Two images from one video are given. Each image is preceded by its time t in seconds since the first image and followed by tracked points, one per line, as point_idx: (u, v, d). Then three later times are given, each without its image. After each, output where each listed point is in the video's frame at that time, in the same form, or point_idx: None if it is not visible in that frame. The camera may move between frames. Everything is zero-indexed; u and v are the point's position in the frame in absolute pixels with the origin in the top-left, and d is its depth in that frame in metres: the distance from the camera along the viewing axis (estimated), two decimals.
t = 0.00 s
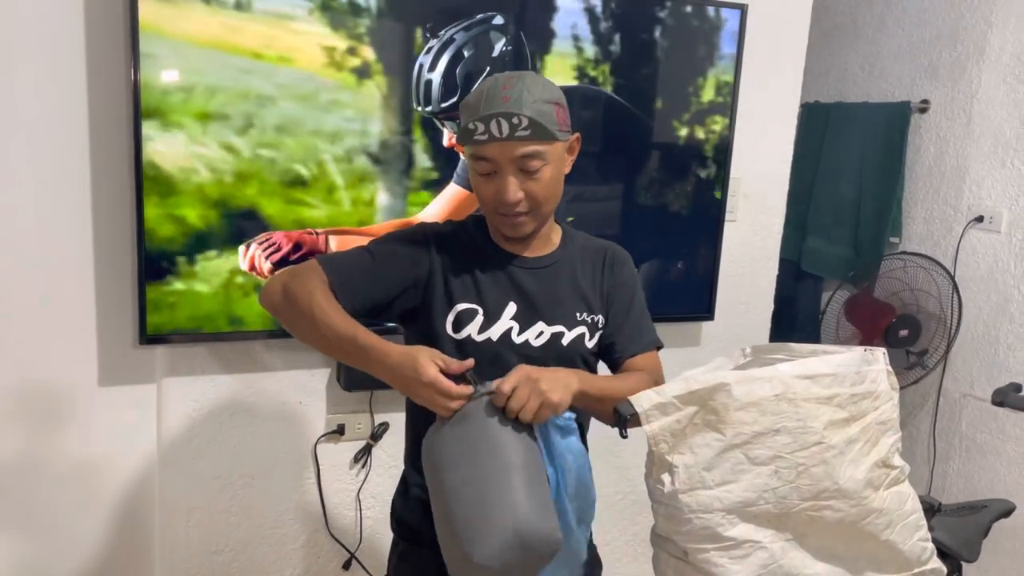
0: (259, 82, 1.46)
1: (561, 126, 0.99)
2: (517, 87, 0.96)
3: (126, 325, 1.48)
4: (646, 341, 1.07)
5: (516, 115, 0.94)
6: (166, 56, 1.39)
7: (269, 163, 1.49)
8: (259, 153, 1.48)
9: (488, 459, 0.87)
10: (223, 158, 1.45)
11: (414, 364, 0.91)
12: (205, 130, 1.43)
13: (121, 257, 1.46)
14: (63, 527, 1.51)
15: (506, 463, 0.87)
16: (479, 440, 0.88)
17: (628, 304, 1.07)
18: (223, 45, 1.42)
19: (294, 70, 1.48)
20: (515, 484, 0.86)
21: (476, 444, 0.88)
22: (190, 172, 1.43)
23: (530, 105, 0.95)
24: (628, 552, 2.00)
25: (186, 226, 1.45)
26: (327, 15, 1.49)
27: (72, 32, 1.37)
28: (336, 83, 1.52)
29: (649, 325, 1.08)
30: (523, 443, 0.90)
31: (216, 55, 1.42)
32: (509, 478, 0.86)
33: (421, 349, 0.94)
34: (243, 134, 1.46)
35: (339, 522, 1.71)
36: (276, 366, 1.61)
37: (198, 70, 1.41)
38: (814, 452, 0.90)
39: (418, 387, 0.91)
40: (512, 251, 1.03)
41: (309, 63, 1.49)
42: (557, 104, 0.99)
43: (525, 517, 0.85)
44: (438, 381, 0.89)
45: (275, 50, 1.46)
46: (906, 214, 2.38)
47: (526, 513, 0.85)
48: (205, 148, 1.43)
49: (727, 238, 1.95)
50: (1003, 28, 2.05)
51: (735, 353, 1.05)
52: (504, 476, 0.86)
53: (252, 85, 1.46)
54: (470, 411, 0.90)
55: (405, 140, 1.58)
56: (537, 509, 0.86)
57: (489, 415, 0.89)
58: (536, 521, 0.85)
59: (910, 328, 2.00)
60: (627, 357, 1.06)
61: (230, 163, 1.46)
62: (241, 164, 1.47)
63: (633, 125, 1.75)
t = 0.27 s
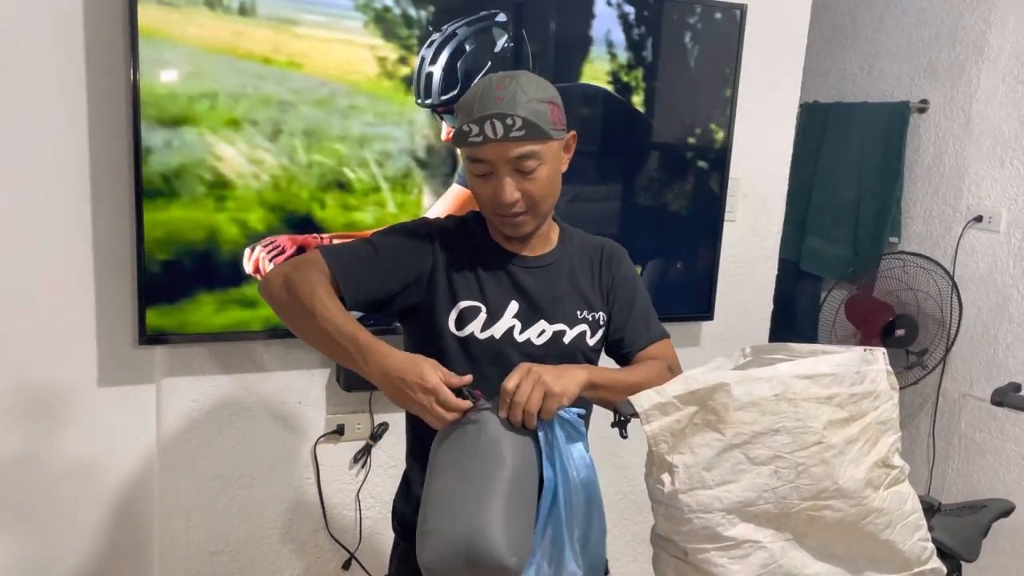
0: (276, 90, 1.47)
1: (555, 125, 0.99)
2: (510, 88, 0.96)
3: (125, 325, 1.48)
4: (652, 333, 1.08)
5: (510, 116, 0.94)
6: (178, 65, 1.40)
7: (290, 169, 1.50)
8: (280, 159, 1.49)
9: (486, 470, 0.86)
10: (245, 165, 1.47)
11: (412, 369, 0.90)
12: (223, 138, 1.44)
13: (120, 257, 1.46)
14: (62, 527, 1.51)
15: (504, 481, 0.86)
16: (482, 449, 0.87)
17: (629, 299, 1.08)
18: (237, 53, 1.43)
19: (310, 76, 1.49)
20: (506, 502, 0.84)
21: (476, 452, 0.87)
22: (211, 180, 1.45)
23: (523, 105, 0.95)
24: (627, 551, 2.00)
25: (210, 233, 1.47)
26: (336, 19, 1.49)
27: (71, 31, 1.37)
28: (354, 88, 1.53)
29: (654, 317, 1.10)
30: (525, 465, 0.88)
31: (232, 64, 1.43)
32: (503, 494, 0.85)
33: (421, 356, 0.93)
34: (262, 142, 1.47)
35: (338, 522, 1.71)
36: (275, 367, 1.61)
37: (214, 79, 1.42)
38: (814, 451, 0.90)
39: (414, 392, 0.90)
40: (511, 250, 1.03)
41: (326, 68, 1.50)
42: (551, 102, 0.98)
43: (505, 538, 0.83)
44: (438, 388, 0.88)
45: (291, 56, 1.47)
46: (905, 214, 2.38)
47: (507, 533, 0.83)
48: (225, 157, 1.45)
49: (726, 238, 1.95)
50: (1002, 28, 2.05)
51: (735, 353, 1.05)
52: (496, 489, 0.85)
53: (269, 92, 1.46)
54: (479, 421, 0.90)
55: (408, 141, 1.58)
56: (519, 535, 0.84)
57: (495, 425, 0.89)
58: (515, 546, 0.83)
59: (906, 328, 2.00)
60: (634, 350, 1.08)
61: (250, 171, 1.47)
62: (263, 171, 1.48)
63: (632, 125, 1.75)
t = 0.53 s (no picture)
0: (290, 98, 1.48)
1: (550, 127, 0.99)
2: (505, 90, 0.96)
3: (124, 326, 1.48)
4: (653, 334, 1.09)
5: (505, 121, 0.94)
6: (190, 74, 1.41)
7: (302, 176, 1.51)
8: (292, 167, 1.50)
9: (460, 479, 0.90)
10: (258, 173, 1.48)
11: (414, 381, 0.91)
12: (237, 147, 1.46)
13: (120, 257, 1.45)
14: (62, 528, 1.51)
15: (473, 494, 0.89)
16: (465, 458, 0.90)
17: (628, 300, 1.08)
18: (250, 61, 1.44)
19: (323, 84, 1.50)
20: (467, 512, 0.89)
21: (458, 459, 0.91)
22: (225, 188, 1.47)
23: (518, 110, 0.95)
24: (627, 552, 2.00)
25: (225, 240, 1.49)
26: (343, 24, 1.50)
27: (70, 32, 1.37)
28: (366, 96, 1.53)
29: (654, 318, 1.10)
30: (503, 483, 0.90)
31: (246, 72, 1.44)
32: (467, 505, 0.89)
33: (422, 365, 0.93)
34: (275, 151, 1.49)
35: (338, 523, 1.71)
36: (274, 367, 1.61)
37: (228, 88, 1.44)
38: (813, 451, 0.90)
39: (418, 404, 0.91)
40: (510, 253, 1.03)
41: (338, 76, 1.51)
42: (546, 104, 0.98)
43: (453, 542, 0.89)
44: (440, 402, 0.89)
45: (303, 65, 1.48)
46: (904, 214, 2.39)
47: (458, 536, 0.89)
48: (239, 165, 1.47)
49: (725, 238, 1.95)
50: (1000, 28, 2.05)
51: (735, 353, 1.04)
52: (461, 498, 0.89)
53: (282, 101, 1.48)
54: (475, 427, 0.92)
55: (411, 145, 1.58)
56: (471, 543, 0.90)
57: (488, 434, 0.91)
58: (462, 551, 0.89)
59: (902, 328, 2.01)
60: (637, 351, 1.08)
61: (264, 180, 1.49)
62: (275, 178, 1.50)
63: (631, 125, 1.75)
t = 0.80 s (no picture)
0: (297, 100, 1.49)
1: (545, 127, 0.99)
2: (498, 93, 0.95)
3: (123, 327, 1.48)
4: (652, 335, 1.09)
5: (499, 125, 0.94)
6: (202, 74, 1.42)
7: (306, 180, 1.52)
8: (298, 171, 1.51)
9: (446, 472, 0.89)
10: (264, 176, 1.49)
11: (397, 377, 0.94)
12: (245, 146, 1.47)
13: (118, 258, 1.45)
14: (61, 529, 1.51)
15: (458, 488, 0.88)
16: (451, 451, 0.89)
17: (627, 300, 1.08)
18: (259, 61, 1.45)
19: (332, 85, 1.50)
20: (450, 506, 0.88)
21: (444, 452, 0.90)
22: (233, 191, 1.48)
23: (512, 112, 0.95)
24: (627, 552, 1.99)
25: (230, 242, 1.49)
26: (341, 21, 1.49)
27: (68, 33, 1.37)
28: (375, 97, 1.53)
29: (654, 318, 1.10)
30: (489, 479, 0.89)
31: (253, 73, 1.45)
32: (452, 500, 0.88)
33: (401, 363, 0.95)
34: (282, 152, 1.49)
35: (337, 524, 1.71)
36: (273, 368, 1.61)
37: (236, 88, 1.45)
38: (813, 451, 0.90)
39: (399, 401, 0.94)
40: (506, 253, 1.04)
41: (347, 77, 1.51)
42: (539, 104, 0.98)
43: (434, 535, 0.87)
44: (417, 401, 0.91)
45: (313, 66, 1.49)
46: (903, 214, 2.39)
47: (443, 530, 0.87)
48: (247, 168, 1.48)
49: (725, 239, 1.95)
50: (999, 28, 2.05)
51: (735, 353, 1.05)
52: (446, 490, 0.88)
53: (291, 102, 1.48)
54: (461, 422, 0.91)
55: (409, 142, 1.58)
56: (453, 541, 0.87)
57: (474, 429, 0.90)
58: (444, 548, 0.87)
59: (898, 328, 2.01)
60: (641, 351, 1.08)
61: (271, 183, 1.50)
62: (279, 181, 1.51)
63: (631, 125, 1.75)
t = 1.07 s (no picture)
0: (292, 96, 1.49)
1: (544, 126, 0.99)
2: (498, 91, 0.95)
3: (123, 328, 1.48)
4: (646, 339, 1.08)
5: (499, 122, 0.94)
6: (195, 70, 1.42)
7: (304, 180, 1.52)
8: (296, 171, 1.51)
9: (428, 465, 0.88)
10: (261, 176, 1.49)
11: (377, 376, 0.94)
12: (238, 143, 1.47)
13: (118, 259, 1.45)
14: (60, 530, 1.51)
15: (435, 486, 0.86)
16: (437, 444, 0.88)
17: (621, 302, 1.07)
18: (253, 58, 1.45)
19: (327, 82, 1.50)
20: (428, 504, 0.86)
21: (430, 444, 0.89)
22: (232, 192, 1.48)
23: (512, 109, 0.95)
24: (626, 553, 1.99)
25: (226, 241, 1.49)
26: (338, 16, 1.49)
27: (67, 34, 1.37)
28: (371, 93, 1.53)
29: (646, 321, 1.09)
30: (470, 481, 0.86)
31: (248, 69, 1.45)
32: (428, 497, 0.87)
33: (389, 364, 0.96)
34: (276, 149, 1.49)
35: (337, 524, 1.71)
36: (273, 368, 1.61)
37: (230, 85, 1.44)
38: (812, 451, 0.90)
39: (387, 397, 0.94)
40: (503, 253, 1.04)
41: (342, 74, 1.51)
42: (539, 102, 0.98)
43: (408, 532, 0.86)
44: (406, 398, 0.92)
45: (307, 62, 1.48)
46: (902, 214, 2.39)
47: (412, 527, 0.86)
48: (245, 168, 1.48)
49: (724, 239, 1.95)
50: (998, 28, 2.05)
51: (734, 354, 1.05)
52: (423, 487, 0.87)
53: (285, 98, 1.48)
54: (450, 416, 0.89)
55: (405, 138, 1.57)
56: (428, 540, 0.86)
57: (459, 427, 0.88)
58: (417, 547, 0.86)
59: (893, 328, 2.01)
60: (631, 354, 1.07)
61: (269, 182, 1.50)
62: (277, 181, 1.51)
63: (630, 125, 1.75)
